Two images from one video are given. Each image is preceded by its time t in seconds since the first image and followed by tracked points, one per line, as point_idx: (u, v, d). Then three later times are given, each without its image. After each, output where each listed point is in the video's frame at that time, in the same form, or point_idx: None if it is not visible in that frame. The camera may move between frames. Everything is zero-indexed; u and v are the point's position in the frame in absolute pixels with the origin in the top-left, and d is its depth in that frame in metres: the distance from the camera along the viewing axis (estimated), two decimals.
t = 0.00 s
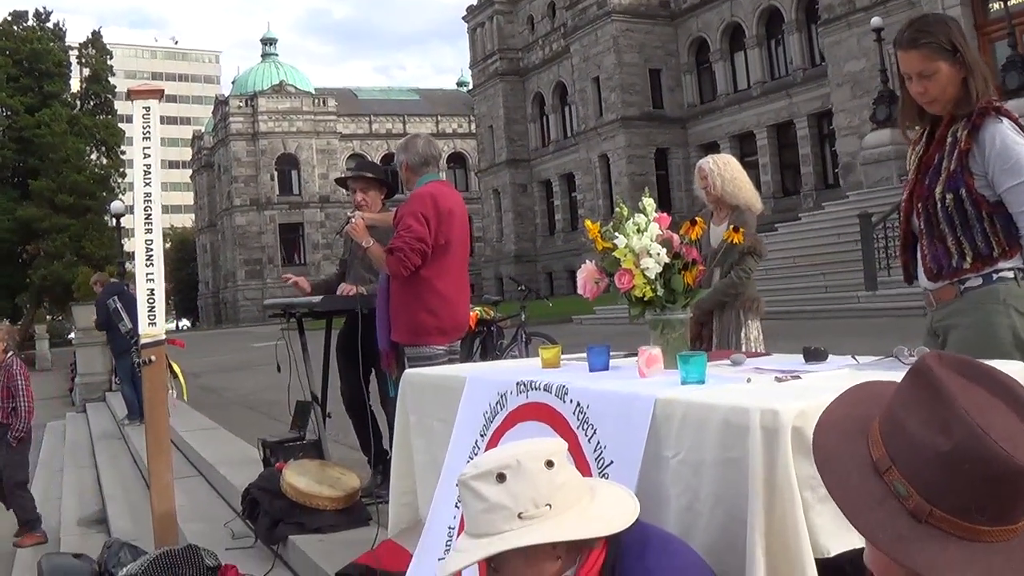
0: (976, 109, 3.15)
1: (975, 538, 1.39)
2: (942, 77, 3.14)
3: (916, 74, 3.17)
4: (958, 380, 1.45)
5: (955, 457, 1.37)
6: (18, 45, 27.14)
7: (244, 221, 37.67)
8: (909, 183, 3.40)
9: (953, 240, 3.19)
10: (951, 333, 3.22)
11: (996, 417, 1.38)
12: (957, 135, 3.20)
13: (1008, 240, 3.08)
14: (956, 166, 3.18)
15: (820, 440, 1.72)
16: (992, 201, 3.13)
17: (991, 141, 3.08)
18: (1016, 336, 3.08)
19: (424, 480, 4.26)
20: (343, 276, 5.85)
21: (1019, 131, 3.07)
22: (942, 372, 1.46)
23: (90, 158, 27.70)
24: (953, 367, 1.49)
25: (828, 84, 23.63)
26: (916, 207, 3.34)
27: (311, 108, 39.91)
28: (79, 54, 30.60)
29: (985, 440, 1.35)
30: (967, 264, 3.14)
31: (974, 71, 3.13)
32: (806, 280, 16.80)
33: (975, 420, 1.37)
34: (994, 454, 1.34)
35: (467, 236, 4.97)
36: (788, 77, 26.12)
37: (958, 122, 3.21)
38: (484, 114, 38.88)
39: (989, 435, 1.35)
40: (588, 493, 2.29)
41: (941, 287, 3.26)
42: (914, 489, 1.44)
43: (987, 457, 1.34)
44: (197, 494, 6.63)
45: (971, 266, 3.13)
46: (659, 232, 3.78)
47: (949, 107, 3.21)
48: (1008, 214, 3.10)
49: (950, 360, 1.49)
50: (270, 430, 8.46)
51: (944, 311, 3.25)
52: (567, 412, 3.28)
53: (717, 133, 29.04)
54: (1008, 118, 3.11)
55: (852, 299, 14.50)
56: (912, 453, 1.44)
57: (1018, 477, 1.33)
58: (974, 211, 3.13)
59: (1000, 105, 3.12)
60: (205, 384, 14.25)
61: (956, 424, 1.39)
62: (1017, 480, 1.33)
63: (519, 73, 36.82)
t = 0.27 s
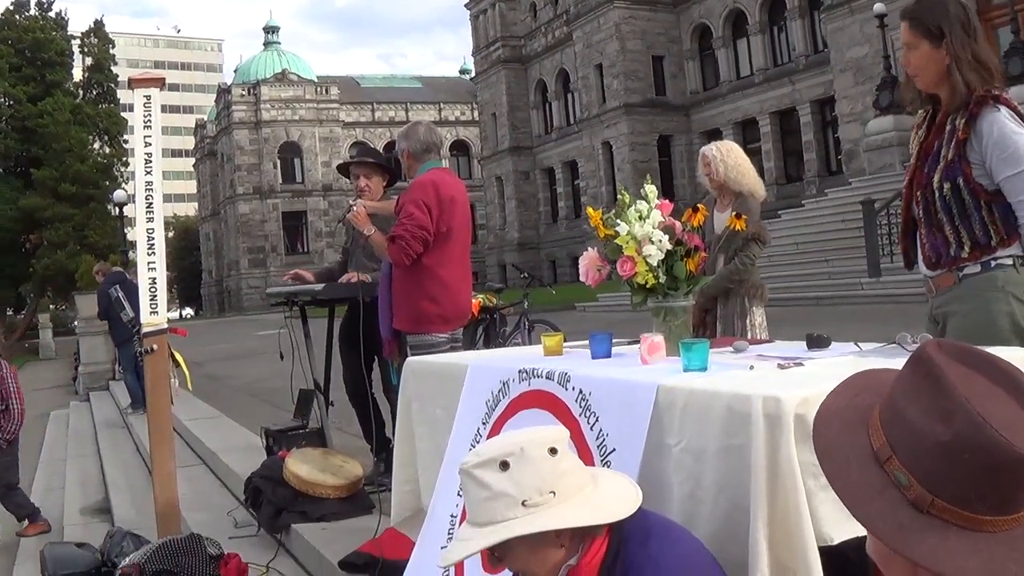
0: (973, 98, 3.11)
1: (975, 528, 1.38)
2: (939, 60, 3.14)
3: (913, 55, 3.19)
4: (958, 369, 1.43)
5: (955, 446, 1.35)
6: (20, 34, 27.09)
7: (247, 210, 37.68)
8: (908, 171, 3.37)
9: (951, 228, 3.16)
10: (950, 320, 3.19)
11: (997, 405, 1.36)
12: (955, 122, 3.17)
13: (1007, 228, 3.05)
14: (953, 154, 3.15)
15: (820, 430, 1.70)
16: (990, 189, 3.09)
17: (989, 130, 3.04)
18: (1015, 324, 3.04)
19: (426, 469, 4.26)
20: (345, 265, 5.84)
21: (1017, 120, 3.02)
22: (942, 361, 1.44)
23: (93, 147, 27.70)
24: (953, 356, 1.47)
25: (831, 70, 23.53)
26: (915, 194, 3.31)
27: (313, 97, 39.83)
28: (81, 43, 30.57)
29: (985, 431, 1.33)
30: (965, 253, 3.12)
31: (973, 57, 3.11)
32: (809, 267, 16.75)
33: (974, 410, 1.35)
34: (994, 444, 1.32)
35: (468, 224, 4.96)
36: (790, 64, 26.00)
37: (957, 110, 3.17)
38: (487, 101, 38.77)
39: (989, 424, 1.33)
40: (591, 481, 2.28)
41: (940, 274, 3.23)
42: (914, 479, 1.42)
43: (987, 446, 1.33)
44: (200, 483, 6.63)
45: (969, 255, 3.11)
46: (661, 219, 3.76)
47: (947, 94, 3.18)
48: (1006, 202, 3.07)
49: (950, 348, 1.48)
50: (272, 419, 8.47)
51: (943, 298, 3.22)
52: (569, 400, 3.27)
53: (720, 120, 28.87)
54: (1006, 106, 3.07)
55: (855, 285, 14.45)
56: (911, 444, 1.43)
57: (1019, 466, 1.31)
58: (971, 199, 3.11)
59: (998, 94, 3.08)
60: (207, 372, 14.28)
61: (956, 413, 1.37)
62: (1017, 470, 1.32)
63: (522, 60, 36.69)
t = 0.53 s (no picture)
0: (970, 92, 3.10)
1: (974, 519, 1.37)
2: (939, 50, 3.14)
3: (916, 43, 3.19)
4: (959, 361, 1.43)
5: (956, 438, 1.35)
6: (23, 25, 27.04)
7: (249, 201, 37.69)
8: (909, 164, 3.35)
9: (947, 221, 3.16)
10: (946, 313, 3.18)
11: (999, 397, 1.36)
12: (954, 116, 3.15)
13: (1004, 221, 3.05)
14: (951, 148, 3.13)
15: (820, 422, 1.69)
16: (988, 183, 3.08)
17: (986, 124, 3.02)
18: (1012, 318, 3.02)
19: (428, 461, 4.26)
20: (348, 256, 5.83)
21: (1016, 114, 3.01)
22: (944, 353, 1.44)
23: (95, 138, 27.70)
24: (954, 348, 1.46)
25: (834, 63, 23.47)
26: (914, 187, 3.30)
27: (316, 88, 39.77)
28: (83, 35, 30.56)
29: (986, 424, 1.33)
30: (961, 246, 3.11)
31: (974, 50, 3.10)
32: (811, 260, 16.74)
33: (975, 401, 1.35)
34: (995, 435, 1.32)
35: (471, 216, 4.95)
36: (793, 56, 25.94)
37: (955, 103, 3.16)
38: (489, 93, 38.70)
39: (991, 416, 1.33)
40: (597, 472, 2.27)
41: (937, 267, 3.22)
42: (915, 470, 1.42)
43: (989, 439, 1.32)
44: (202, 475, 6.63)
45: (965, 248, 3.10)
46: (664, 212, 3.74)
47: (946, 86, 3.17)
48: (1004, 196, 3.06)
49: (951, 340, 1.47)
50: (274, 411, 8.48)
51: (940, 291, 3.21)
52: (570, 392, 3.27)
53: (722, 113, 28.78)
54: (1005, 100, 3.05)
55: (857, 278, 14.44)
56: (911, 436, 1.42)
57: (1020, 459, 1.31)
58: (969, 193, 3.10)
59: (997, 88, 3.06)
60: (210, 363, 14.30)
61: (956, 405, 1.37)
62: (1018, 462, 1.31)
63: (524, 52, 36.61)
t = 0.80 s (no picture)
0: (970, 88, 3.10)
1: (976, 517, 1.38)
2: (941, 45, 3.14)
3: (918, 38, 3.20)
4: (957, 359, 1.43)
5: (956, 436, 1.35)
6: (25, 19, 26.99)
7: (251, 195, 37.72)
8: (909, 161, 3.35)
9: (946, 218, 3.16)
10: (946, 309, 3.18)
11: (998, 398, 1.37)
12: (954, 113, 3.16)
13: (1003, 219, 3.04)
14: (949, 145, 3.14)
15: (818, 422, 1.69)
16: (987, 180, 3.09)
17: (986, 120, 3.02)
18: (1012, 314, 3.01)
19: (432, 456, 4.27)
20: (350, 250, 5.83)
21: (1016, 112, 3.01)
22: (943, 353, 1.44)
23: (97, 133, 27.72)
24: (954, 346, 1.47)
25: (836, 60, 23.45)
26: (914, 183, 3.30)
27: (318, 83, 39.76)
28: (86, 29, 30.58)
29: (985, 423, 1.33)
30: (960, 243, 3.11)
31: (977, 45, 3.10)
32: (813, 256, 16.73)
33: (975, 399, 1.36)
34: (996, 434, 1.32)
35: (474, 211, 4.95)
36: (795, 53, 25.92)
37: (955, 100, 3.16)
38: (491, 89, 38.66)
39: (988, 415, 1.34)
40: (600, 462, 2.29)
41: (937, 264, 3.22)
42: (914, 468, 1.42)
43: (989, 439, 1.33)
44: (204, 470, 6.64)
45: (964, 245, 3.10)
46: (667, 208, 3.74)
47: (947, 83, 3.17)
48: (1004, 193, 3.06)
49: (950, 338, 1.48)
50: (276, 406, 8.49)
51: (940, 287, 3.21)
52: (573, 387, 3.28)
53: (724, 109, 28.75)
54: (1006, 97, 3.05)
55: (859, 275, 14.45)
56: (912, 434, 1.42)
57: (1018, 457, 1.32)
58: (967, 190, 3.11)
59: (997, 84, 3.06)
60: (213, 358, 14.32)
61: (956, 403, 1.37)
62: (1019, 460, 1.32)
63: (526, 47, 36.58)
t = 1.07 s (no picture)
0: (970, 87, 3.10)
1: (977, 521, 1.37)
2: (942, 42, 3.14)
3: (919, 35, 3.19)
4: (958, 363, 1.43)
5: (958, 439, 1.35)
6: (26, 18, 26.95)
7: (252, 194, 37.72)
8: (910, 161, 3.35)
9: (947, 217, 3.16)
10: (948, 309, 3.18)
11: (1000, 401, 1.36)
12: (954, 112, 3.16)
13: (1004, 218, 3.04)
14: (950, 144, 3.14)
15: (818, 424, 1.69)
16: (987, 179, 3.09)
17: (985, 119, 3.02)
18: (1013, 314, 3.01)
19: (433, 455, 4.27)
20: (351, 250, 5.82)
21: (1016, 110, 3.00)
22: (943, 354, 1.43)
23: (98, 132, 27.71)
24: (954, 348, 1.46)
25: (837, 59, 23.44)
26: (915, 182, 3.30)
27: (319, 83, 39.75)
28: (87, 28, 30.59)
29: (988, 427, 1.33)
30: (962, 242, 3.11)
31: (978, 44, 3.09)
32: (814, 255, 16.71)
33: (977, 402, 1.35)
34: (997, 438, 1.32)
35: (475, 211, 4.95)
36: (796, 52, 25.89)
37: (955, 99, 3.16)
38: (492, 88, 38.64)
39: (989, 418, 1.33)
40: (600, 446, 2.32)
41: (938, 263, 3.21)
42: (914, 471, 1.42)
43: (991, 444, 1.32)
44: (205, 470, 6.64)
45: (965, 244, 3.10)
46: (669, 208, 3.74)
47: (947, 81, 3.17)
48: (1004, 192, 3.06)
49: (949, 340, 1.48)
50: (277, 405, 8.49)
51: (941, 287, 3.21)
52: (575, 386, 3.28)
53: (725, 109, 28.73)
54: (1006, 96, 3.05)
55: (860, 274, 14.44)
56: (913, 438, 1.42)
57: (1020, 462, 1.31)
58: (968, 189, 3.11)
59: (997, 83, 3.05)
60: (213, 357, 14.31)
61: (958, 406, 1.37)
62: (1019, 463, 1.32)
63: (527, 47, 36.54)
